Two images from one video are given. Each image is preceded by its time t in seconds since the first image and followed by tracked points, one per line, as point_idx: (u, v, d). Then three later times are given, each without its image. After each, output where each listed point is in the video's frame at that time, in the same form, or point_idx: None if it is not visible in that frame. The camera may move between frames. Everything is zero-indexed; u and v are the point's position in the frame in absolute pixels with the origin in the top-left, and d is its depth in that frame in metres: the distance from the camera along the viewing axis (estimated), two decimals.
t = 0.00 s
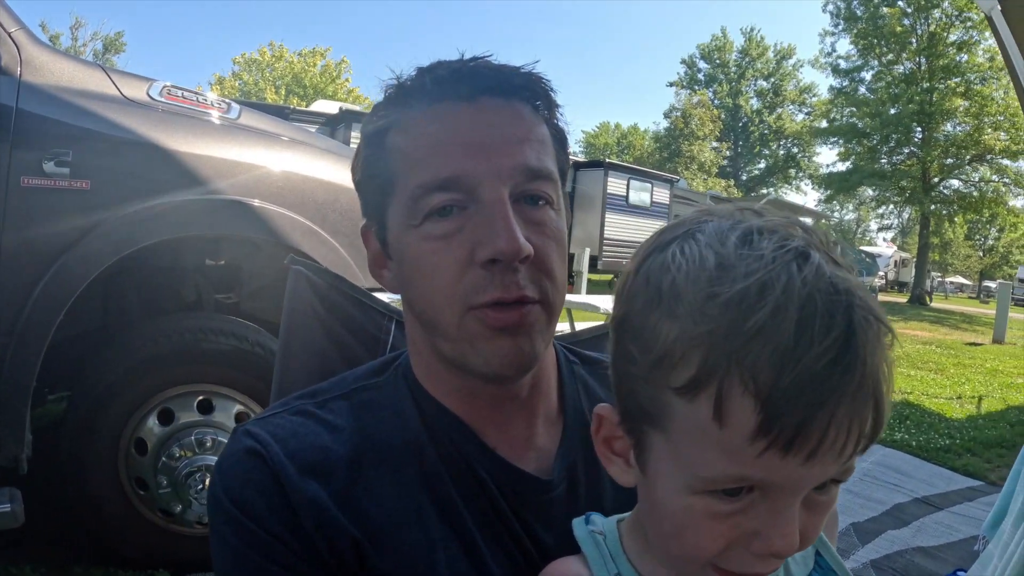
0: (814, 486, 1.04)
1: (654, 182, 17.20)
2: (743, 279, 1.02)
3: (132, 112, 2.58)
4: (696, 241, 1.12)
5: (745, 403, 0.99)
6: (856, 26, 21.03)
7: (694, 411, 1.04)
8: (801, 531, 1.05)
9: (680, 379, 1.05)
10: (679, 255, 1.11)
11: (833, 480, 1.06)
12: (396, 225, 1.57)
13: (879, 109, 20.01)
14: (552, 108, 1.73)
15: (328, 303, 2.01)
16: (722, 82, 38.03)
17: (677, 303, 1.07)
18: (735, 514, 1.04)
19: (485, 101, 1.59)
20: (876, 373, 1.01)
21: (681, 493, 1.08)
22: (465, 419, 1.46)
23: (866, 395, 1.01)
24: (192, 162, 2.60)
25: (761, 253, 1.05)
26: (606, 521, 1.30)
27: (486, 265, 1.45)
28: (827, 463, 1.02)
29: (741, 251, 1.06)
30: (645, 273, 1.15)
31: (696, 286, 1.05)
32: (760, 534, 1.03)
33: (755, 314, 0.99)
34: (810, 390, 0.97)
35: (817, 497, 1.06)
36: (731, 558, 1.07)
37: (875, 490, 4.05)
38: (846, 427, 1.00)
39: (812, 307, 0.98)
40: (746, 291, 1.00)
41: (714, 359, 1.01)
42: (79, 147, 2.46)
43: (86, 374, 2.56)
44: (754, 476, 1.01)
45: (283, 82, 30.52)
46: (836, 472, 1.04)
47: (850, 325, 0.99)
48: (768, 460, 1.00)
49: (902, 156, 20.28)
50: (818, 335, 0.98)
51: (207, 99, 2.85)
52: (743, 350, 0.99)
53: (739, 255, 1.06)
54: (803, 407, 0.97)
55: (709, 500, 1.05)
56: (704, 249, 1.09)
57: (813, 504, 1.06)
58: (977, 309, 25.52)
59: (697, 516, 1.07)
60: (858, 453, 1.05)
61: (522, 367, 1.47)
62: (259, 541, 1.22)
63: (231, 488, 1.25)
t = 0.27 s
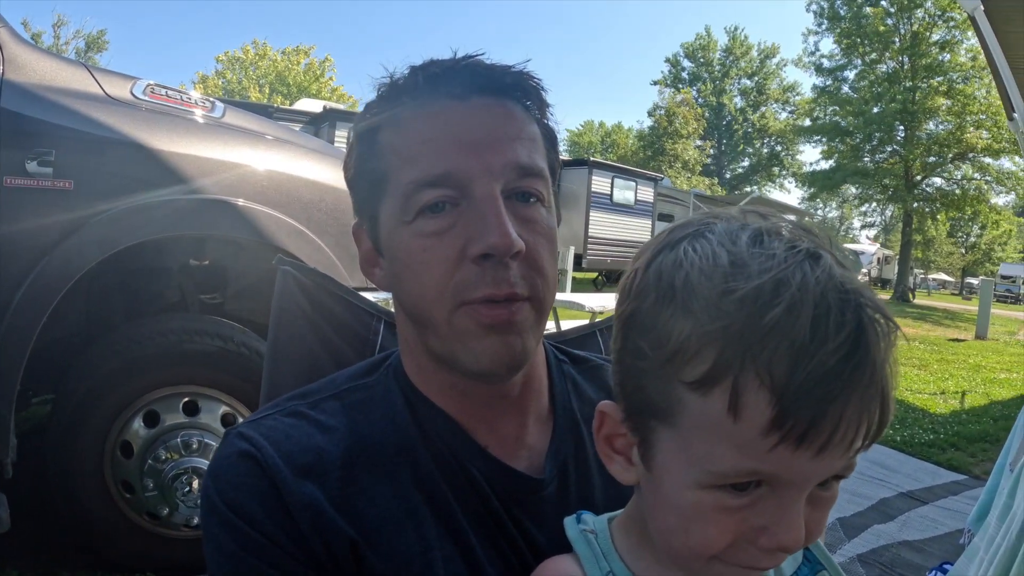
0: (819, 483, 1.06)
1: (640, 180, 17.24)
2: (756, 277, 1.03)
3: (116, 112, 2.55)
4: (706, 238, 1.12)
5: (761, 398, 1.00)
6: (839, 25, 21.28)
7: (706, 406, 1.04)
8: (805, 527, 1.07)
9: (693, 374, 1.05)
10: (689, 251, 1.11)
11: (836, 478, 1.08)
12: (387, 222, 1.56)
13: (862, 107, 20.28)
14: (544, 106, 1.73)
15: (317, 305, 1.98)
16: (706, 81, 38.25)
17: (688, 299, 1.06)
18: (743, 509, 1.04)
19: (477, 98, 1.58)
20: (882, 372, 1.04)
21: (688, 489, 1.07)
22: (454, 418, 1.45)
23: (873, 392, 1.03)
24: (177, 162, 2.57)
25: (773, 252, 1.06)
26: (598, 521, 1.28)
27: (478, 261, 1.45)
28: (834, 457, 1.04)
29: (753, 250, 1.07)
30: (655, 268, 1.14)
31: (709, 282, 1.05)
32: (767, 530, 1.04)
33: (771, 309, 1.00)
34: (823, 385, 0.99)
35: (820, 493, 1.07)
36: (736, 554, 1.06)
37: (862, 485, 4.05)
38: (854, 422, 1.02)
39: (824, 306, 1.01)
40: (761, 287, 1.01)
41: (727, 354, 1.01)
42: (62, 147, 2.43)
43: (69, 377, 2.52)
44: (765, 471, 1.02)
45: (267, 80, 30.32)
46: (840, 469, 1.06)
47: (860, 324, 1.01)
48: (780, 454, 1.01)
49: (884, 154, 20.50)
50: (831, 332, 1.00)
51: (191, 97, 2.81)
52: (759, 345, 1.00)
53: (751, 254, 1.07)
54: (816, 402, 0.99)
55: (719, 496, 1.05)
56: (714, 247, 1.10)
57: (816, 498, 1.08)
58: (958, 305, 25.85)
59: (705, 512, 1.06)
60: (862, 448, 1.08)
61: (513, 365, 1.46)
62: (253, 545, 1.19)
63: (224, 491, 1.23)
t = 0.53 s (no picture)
0: (789, 492, 1.03)
1: (635, 181, 17.24)
2: (723, 286, 1.00)
3: (104, 111, 2.51)
4: (676, 247, 1.10)
5: (725, 407, 0.97)
6: (835, 26, 21.31)
7: (672, 416, 1.02)
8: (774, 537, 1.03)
9: (659, 384, 1.03)
10: (659, 260, 1.09)
11: (806, 487, 1.05)
12: (376, 227, 1.53)
13: (857, 108, 20.31)
14: (532, 117, 1.72)
15: (302, 313, 1.95)
16: (701, 82, 38.28)
17: (657, 309, 1.04)
18: (710, 518, 1.01)
19: (468, 106, 1.57)
20: (851, 381, 1.01)
21: (655, 498, 1.05)
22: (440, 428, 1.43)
23: (842, 401, 1.00)
24: (165, 162, 2.53)
25: (740, 260, 1.03)
26: (576, 526, 1.23)
27: (465, 266, 1.42)
28: (801, 468, 1.00)
29: (721, 258, 1.04)
30: (626, 278, 1.12)
31: (676, 293, 1.03)
32: (736, 539, 1.01)
33: (736, 318, 0.97)
34: (788, 395, 0.96)
35: (791, 502, 1.04)
36: (705, 564, 1.03)
37: (858, 487, 4.03)
38: (821, 433, 0.99)
39: (791, 314, 0.97)
40: (726, 296, 0.99)
41: (694, 365, 0.99)
42: (49, 147, 2.39)
43: (56, 380, 2.49)
44: (731, 480, 0.99)
45: (262, 80, 30.22)
46: (809, 479, 1.03)
47: (827, 333, 0.98)
48: (745, 464, 0.98)
49: (879, 155, 20.55)
50: (797, 341, 0.96)
51: (181, 96, 2.78)
52: (723, 355, 0.97)
53: (718, 262, 1.04)
54: (781, 413, 0.96)
55: (686, 504, 1.02)
56: (682, 255, 1.07)
57: (787, 506, 1.04)
58: (953, 306, 25.91)
59: (672, 521, 1.03)
60: (831, 458, 1.05)
61: (498, 373, 1.43)
62: (235, 554, 1.17)
63: (207, 498, 1.21)
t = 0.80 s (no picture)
0: (769, 511, 1.00)
1: (635, 181, 17.22)
2: (706, 304, 0.96)
3: (99, 111, 2.48)
4: (661, 259, 1.05)
5: (703, 430, 0.94)
6: (834, 26, 21.30)
7: (651, 434, 0.99)
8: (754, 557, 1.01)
9: (640, 402, 1.00)
10: (642, 275, 1.04)
11: (788, 505, 1.01)
12: (369, 238, 1.50)
13: (858, 108, 20.29)
14: (522, 129, 1.71)
15: (295, 324, 1.92)
16: (701, 82, 38.26)
17: (639, 325, 1.01)
18: (689, 535, 0.99)
19: (457, 119, 1.55)
20: (832, 401, 0.97)
21: (635, 512, 1.03)
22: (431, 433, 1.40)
23: (823, 423, 0.97)
24: (160, 162, 2.50)
25: (726, 275, 0.99)
26: (565, 531, 1.22)
27: (456, 275, 1.39)
28: (781, 489, 0.97)
29: (706, 273, 1.00)
30: (610, 290, 1.08)
31: (657, 310, 0.99)
32: (715, 556, 0.98)
33: (718, 339, 0.94)
34: (769, 418, 0.93)
35: (771, 519, 1.02)
36: None
37: (860, 489, 4.00)
38: (802, 455, 0.96)
39: (775, 335, 0.93)
40: (708, 316, 0.95)
41: (673, 386, 0.96)
42: (43, 147, 2.36)
43: (51, 383, 2.46)
44: (710, 501, 0.96)
45: (261, 81, 30.19)
46: (789, 499, 1.00)
47: (809, 354, 0.94)
48: (724, 485, 0.95)
49: (880, 155, 20.52)
50: (779, 364, 0.93)
51: (177, 95, 2.75)
52: (702, 376, 0.94)
53: (703, 277, 0.99)
54: (761, 436, 0.93)
55: (664, 520, 1.00)
56: (665, 269, 1.03)
57: (767, 522, 1.02)
58: (954, 306, 25.88)
59: (651, 535, 1.01)
60: (812, 478, 1.02)
61: (489, 378, 1.40)
62: (229, 559, 1.14)
63: (199, 502, 1.18)
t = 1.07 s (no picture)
0: (750, 511, 0.98)
1: (634, 182, 17.22)
2: (675, 306, 0.96)
3: (97, 112, 2.48)
4: (635, 263, 1.05)
5: (673, 432, 0.94)
6: (833, 27, 21.32)
7: (625, 437, 0.99)
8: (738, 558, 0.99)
9: (614, 406, 1.00)
10: (615, 280, 1.05)
11: (771, 506, 1.00)
12: (368, 242, 1.49)
13: (857, 109, 20.30)
14: (516, 135, 1.71)
15: (297, 330, 1.91)
16: (699, 83, 38.27)
17: (611, 330, 1.01)
18: (670, 536, 0.98)
19: (453, 124, 1.55)
20: (806, 400, 0.95)
21: (618, 515, 1.03)
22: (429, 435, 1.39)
23: (797, 421, 0.95)
24: (158, 163, 2.49)
25: (696, 277, 0.98)
26: (565, 534, 1.21)
27: (454, 275, 1.39)
28: (758, 489, 0.96)
29: (677, 276, 0.99)
30: (587, 296, 1.09)
31: (628, 315, 1.00)
32: (697, 557, 0.96)
33: (685, 341, 0.93)
34: (739, 420, 0.92)
35: (755, 518, 1.00)
36: None
37: (860, 490, 3.99)
38: (776, 455, 0.95)
39: (745, 336, 0.92)
40: (677, 319, 0.94)
41: (644, 389, 0.96)
42: (40, 149, 2.35)
43: (48, 387, 2.44)
44: (687, 504, 0.95)
45: (260, 83, 30.17)
46: (770, 500, 0.98)
47: (780, 354, 0.93)
48: (699, 487, 0.94)
49: (879, 155, 20.53)
50: (747, 365, 0.92)
51: (175, 97, 2.74)
52: (669, 379, 0.94)
53: (675, 280, 0.99)
54: (732, 438, 0.92)
55: (646, 522, 0.99)
56: (639, 272, 1.03)
57: (750, 522, 1.00)
58: (954, 305, 25.89)
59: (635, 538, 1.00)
60: (791, 479, 1.00)
61: (490, 380, 1.40)
62: (232, 562, 1.13)
63: (201, 506, 1.17)
